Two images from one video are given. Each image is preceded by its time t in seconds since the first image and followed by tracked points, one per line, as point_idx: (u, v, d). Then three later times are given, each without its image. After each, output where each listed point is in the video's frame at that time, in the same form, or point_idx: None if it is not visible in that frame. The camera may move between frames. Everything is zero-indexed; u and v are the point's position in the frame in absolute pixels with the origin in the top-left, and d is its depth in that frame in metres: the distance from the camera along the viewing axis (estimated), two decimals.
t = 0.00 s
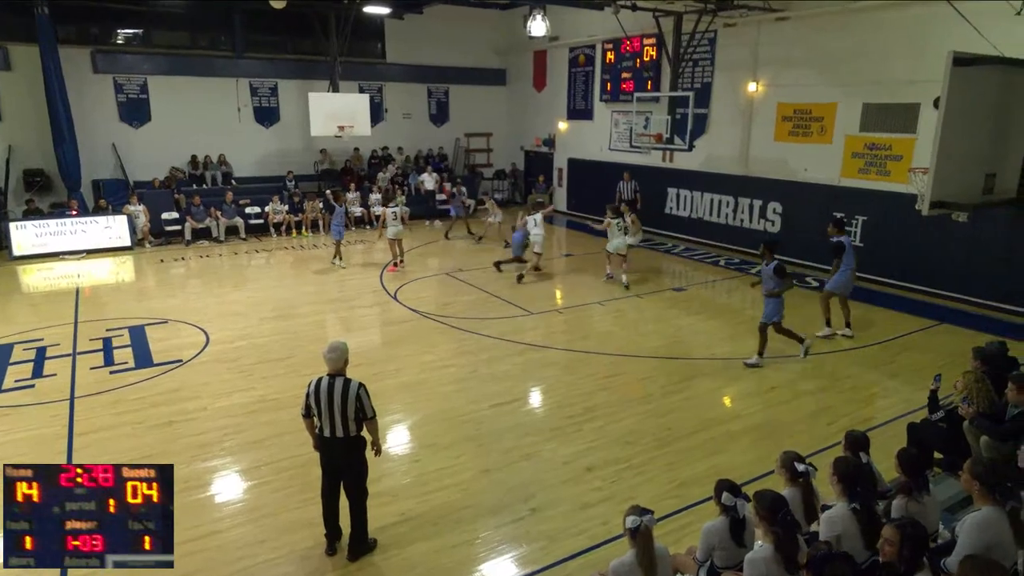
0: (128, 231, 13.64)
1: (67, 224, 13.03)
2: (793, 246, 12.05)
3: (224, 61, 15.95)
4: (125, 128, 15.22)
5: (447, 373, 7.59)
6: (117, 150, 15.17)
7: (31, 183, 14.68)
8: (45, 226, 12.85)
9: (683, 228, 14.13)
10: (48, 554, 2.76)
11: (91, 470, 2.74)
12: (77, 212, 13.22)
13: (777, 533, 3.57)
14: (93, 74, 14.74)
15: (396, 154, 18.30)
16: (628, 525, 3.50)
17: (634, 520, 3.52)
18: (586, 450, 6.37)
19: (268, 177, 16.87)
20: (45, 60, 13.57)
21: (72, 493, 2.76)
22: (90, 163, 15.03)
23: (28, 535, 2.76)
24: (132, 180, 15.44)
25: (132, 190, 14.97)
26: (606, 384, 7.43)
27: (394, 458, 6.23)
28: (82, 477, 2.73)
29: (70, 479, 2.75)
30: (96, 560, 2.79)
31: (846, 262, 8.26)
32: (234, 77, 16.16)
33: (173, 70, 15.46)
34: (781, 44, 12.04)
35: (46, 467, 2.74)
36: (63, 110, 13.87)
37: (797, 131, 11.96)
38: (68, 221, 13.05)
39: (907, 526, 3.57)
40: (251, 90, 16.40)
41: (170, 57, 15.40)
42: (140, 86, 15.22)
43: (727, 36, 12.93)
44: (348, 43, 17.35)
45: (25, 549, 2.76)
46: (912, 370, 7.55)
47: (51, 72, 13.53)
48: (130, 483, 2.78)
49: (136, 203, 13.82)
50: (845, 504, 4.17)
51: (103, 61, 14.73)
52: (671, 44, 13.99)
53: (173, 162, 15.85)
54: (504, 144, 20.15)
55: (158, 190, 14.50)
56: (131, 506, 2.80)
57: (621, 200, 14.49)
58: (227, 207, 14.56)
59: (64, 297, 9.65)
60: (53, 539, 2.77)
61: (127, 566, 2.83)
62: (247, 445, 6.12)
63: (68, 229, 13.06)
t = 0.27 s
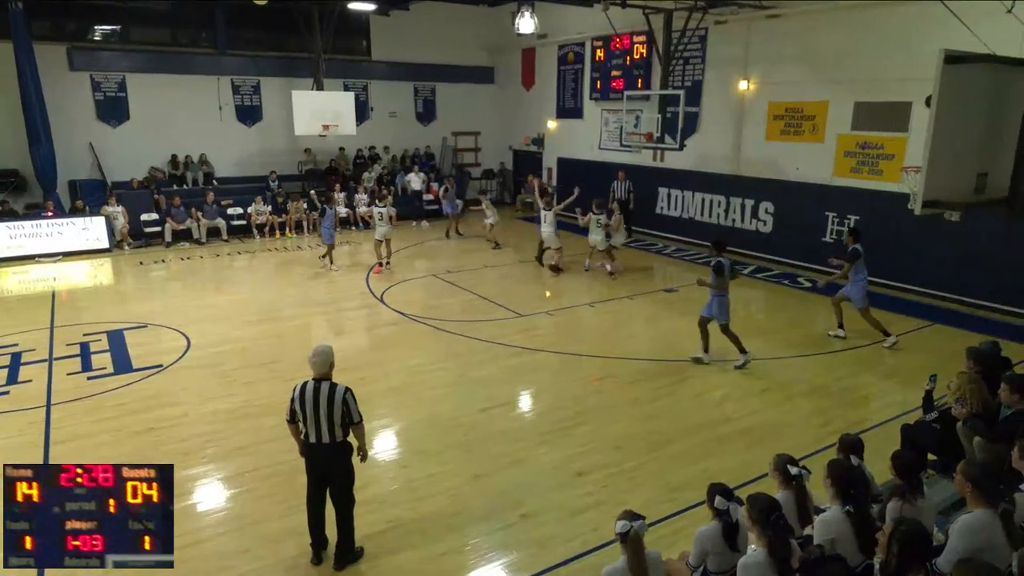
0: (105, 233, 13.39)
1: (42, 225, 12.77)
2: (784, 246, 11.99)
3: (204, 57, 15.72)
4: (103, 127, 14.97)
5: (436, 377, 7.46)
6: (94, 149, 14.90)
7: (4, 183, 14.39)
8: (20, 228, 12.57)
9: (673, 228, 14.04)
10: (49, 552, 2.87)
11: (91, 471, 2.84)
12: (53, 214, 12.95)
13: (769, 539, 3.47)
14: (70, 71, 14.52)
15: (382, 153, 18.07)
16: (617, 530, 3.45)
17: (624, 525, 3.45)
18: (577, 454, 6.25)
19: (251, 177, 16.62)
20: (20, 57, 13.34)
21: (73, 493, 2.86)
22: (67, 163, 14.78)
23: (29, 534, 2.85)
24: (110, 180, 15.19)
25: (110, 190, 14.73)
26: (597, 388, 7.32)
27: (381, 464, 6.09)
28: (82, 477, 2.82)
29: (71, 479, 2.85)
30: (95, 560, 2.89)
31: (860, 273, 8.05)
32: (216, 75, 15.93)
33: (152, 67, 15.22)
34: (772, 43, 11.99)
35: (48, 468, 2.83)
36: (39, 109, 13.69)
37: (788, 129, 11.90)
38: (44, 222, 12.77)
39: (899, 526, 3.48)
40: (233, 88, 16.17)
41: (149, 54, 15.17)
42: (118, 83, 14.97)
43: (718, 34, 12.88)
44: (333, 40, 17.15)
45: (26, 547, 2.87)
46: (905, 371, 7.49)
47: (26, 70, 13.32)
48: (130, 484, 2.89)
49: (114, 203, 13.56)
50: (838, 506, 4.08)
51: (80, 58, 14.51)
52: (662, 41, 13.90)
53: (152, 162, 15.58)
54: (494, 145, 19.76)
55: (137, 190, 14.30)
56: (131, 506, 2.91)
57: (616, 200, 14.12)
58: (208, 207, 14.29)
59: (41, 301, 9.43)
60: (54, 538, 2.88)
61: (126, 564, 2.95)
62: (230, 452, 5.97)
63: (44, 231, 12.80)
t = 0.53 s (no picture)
0: (81, 234, 13.04)
1: (16, 226, 12.43)
2: (783, 245, 11.84)
3: (184, 51, 15.44)
4: (79, 123, 14.68)
5: (425, 382, 7.25)
6: (70, 147, 14.65)
7: None
8: None
9: (670, 227, 13.87)
10: (49, 553, 2.76)
11: (90, 470, 2.72)
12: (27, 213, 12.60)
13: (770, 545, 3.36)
14: (44, 66, 14.24)
15: (370, 150, 17.71)
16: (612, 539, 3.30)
17: (619, 534, 3.32)
18: (572, 460, 6.06)
19: (233, 175, 16.29)
20: None
21: (72, 492, 2.74)
22: (41, 161, 14.50)
23: (29, 534, 2.75)
24: (85, 178, 14.89)
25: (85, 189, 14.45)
26: (592, 392, 7.12)
27: (369, 472, 5.88)
28: (81, 477, 2.70)
29: (69, 479, 2.73)
30: (96, 559, 2.79)
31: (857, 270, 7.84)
32: (196, 69, 15.66)
33: (129, 61, 14.94)
34: (771, 37, 11.82)
35: (44, 467, 2.71)
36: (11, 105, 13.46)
37: (787, 126, 11.72)
38: (20, 222, 12.44)
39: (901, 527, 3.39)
40: (214, 83, 15.87)
41: (126, 48, 14.89)
42: (93, 78, 14.70)
43: (715, 29, 12.73)
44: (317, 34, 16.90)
45: (25, 548, 2.76)
46: (907, 373, 7.32)
47: None
48: (130, 483, 2.76)
49: (90, 203, 13.25)
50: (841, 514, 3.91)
51: (55, 52, 14.25)
52: (657, 36, 13.75)
53: (129, 160, 15.26)
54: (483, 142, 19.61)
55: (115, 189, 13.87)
56: (131, 506, 2.79)
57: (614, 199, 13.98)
58: (189, 207, 13.93)
59: (15, 304, 9.16)
60: (53, 539, 2.77)
61: (127, 564, 2.83)
62: (211, 460, 5.75)
63: (18, 231, 12.45)
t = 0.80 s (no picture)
0: (58, 234, 12.56)
1: None
2: (786, 244, 11.67)
3: (164, 43, 14.97)
4: (55, 119, 14.20)
5: (415, 387, 7.03)
6: (45, 142, 14.12)
7: None
8: None
9: (669, 225, 13.66)
10: (48, 554, 2.85)
11: (91, 470, 2.85)
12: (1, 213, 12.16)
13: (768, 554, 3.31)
14: (18, 58, 13.79)
15: (359, 146, 17.32)
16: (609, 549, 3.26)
17: (617, 543, 3.27)
18: (568, 467, 5.85)
19: (217, 172, 15.80)
20: None
21: (72, 493, 2.86)
22: (16, 158, 14.01)
23: (29, 535, 2.84)
24: (62, 177, 14.36)
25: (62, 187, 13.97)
26: (587, 396, 6.91)
27: (357, 480, 5.66)
28: (83, 477, 2.83)
29: (70, 479, 2.86)
30: (94, 559, 2.89)
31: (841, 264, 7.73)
32: (178, 62, 15.20)
33: (108, 53, 14.49)
34: (771, 30, 11.64)
35: (47, 468, 2.84)
36: None
37: (789, 121, 11.54)
38: None
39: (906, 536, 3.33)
40: (196, 76, 15.41)
41: (105, 40, 14.45)
42: (70, 71, 14.23)
43: (715, 22, 12.52)
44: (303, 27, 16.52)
45: (25, 549, 2.85)
46: (911, 375, 7.13)
47: None
48: (130, 484, 2.91)
49: (67, 202, 12.78)
50: (844, 521, 3.77)
51: (29, 45, 13.82)
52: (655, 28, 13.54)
53: (108, 157, 14.79)
54: (475, 138, 19.20)
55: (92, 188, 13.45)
56: (131, 506, 2.92)
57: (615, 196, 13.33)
58: (170, 205, 13.48)
59: None
60: (53, 539, 2.86)
61: (126, 564, 2.93)
62: (192, 468, 5.52)
63: None
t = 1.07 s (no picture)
0: (36, 233, 12.30)
1: None
2: (790, 243, 11.51)
3: (146, 36, 14.72)
4: (33, 113, 13.94)
5: (409, 391, 6.82)
6: (23, 138, 13.86)
7: None
8: None
9: (671, 223, 13.46)
10: (49, 554, 2.85)
11: (90, 470, 2.83)
12: None
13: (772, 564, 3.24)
14: None
15: (349, 143, 17.06)
16: (609, 558, 3.24)
17: (617, 553, 3.25)
18: (566, 474, 5.65)
19: (202, 169, 15.49)
20: None
21: (72, 493, 2.84)
22: None
23: (29, 535, 2.83)
24: (40, 173, 14.14)
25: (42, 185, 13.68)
26: (586, 400, 6.71)
27: (347, 487, 5.46)
28: (82, 476, 2.81)
29: (70, 479, 2.83)
30: (95, 560, 2.88)
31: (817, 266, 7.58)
32: (160, 55, 14.93)
33: (89, 46, 14.23)
34: (775, 23, 11.48)
35: (46, 468, 2.81)
36: None
37: (794, 116, 11.37)
38: None
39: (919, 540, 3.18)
40: (180, 70, 15.13)
41: (86, 32, 14.19)
42: (49, 65, 13.99)
43: (717, 14, 12.34)
44: (291, 19, 16.27)
45: (25, 549, 2.84)
46: (920, 378, 6.94)
47: None
48: (130, 484, 2.89)
49: (45, 200, 12.48)
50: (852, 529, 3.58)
51: (8, 37, 13.57)
52: (655, 21, 13.35)
53: (89, 153, 14.54)
54: (468, 134, 18.79)
55: (72, 184, 13.01)
56: (131, 506, 2.90)
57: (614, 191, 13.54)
58: (152, 203, 13.24)
59: None
60: (53, 539, 2.85)
61: (127, 563, 2.92)
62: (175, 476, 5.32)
63: None
